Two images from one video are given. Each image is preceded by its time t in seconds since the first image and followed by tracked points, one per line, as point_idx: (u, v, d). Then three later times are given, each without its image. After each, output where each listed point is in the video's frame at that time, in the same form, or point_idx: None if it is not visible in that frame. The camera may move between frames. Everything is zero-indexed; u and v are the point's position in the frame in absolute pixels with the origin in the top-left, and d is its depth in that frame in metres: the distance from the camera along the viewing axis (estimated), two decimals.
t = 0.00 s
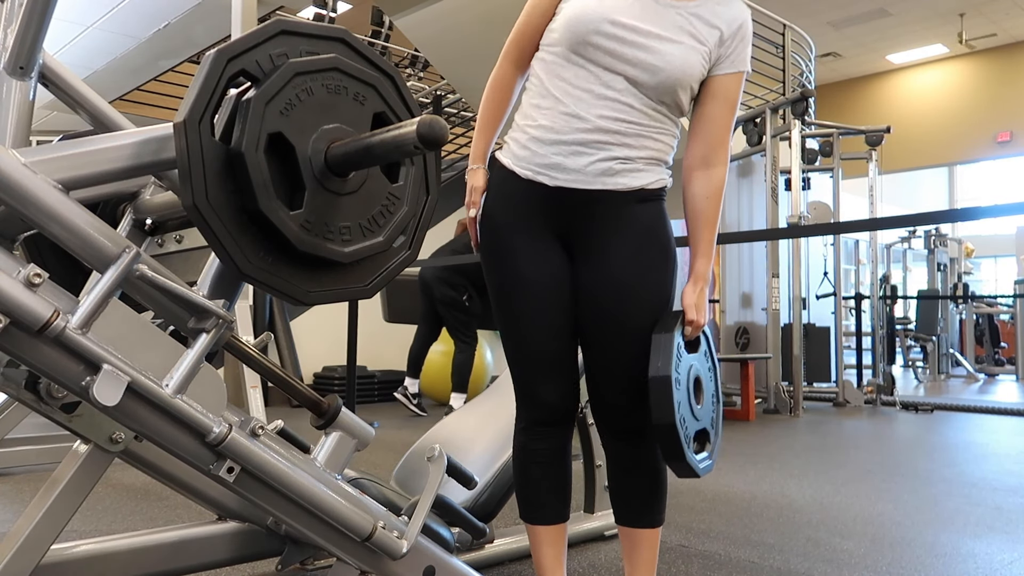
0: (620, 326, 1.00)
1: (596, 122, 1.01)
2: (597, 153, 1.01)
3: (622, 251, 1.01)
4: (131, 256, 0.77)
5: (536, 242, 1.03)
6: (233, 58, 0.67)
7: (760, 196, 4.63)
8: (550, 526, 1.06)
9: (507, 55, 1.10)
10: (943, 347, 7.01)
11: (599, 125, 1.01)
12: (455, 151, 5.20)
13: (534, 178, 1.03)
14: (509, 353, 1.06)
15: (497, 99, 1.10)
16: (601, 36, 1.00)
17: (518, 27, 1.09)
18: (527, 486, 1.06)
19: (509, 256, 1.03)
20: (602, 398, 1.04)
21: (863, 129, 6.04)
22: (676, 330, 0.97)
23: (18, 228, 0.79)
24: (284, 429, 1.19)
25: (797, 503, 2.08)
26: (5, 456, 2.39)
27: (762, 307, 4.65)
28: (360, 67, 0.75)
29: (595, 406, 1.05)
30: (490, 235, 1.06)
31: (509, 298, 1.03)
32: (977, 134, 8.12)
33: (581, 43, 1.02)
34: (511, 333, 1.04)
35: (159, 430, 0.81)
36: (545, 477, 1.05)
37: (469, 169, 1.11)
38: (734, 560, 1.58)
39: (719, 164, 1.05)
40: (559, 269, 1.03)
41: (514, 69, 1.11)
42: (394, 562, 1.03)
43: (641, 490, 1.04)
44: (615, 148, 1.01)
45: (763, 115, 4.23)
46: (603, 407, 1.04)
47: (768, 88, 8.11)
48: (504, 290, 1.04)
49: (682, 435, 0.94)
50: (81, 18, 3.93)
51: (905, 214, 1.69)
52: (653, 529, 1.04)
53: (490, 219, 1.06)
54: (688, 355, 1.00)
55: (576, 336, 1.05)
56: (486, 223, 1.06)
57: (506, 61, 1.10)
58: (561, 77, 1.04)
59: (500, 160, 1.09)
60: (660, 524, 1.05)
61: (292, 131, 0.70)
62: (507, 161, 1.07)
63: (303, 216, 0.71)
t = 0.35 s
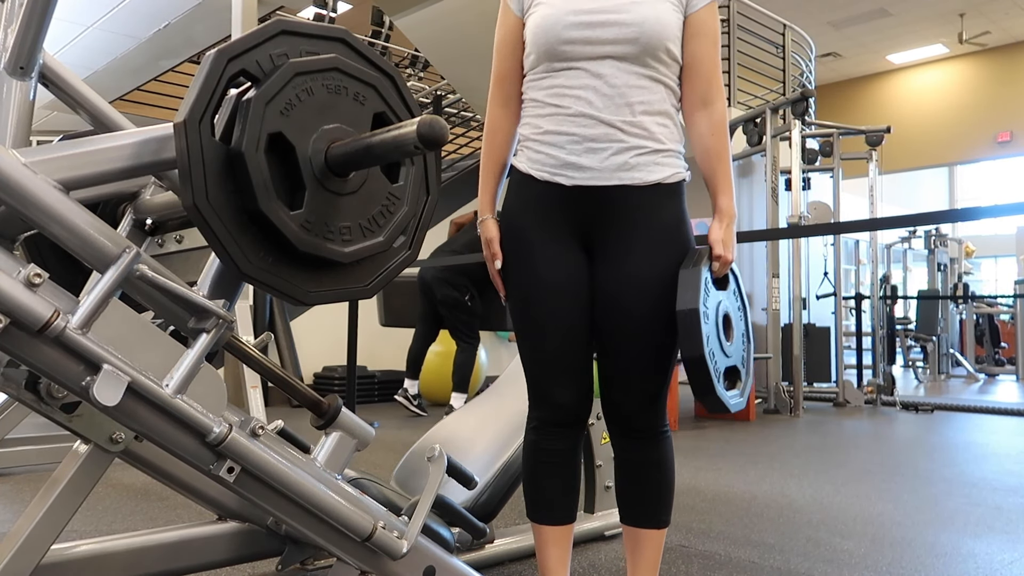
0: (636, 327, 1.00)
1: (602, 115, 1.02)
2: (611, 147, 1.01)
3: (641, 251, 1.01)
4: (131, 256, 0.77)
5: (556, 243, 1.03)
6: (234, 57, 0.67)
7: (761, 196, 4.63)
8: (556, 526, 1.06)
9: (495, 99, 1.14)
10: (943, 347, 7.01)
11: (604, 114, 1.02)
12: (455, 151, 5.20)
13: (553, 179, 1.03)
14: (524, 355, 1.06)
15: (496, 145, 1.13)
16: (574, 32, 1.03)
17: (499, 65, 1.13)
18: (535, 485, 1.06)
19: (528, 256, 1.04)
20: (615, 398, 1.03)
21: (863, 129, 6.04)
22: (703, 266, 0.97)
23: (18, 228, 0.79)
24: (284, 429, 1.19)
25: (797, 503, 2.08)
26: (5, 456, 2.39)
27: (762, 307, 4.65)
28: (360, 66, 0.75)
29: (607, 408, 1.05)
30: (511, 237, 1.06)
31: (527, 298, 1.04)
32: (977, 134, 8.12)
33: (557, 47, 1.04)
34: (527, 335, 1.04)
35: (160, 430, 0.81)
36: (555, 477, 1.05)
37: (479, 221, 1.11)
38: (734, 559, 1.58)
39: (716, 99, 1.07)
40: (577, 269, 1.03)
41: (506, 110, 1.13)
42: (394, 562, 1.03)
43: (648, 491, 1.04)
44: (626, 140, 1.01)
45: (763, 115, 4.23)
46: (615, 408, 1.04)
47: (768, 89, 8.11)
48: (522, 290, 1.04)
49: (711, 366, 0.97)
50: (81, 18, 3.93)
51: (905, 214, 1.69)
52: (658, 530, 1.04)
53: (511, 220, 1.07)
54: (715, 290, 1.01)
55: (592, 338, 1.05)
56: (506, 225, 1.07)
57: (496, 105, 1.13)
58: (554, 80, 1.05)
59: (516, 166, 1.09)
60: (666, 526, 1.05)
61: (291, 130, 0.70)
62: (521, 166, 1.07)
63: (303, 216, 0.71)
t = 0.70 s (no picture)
0: (649, 327, 1.00)
1: (608, 113, 1.02)
2: (621, 141, 1.01)
3: (654, 249, 1.00)
4: (131, 257, 0.77)
5: (570, 241, 1.03)
6: (234, 58, 0.67)
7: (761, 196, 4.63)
8: (559, 527, 1.06)
9: (490, 145, 1.14)
10: (944, 346, 7.00)
11: (605, 105, 1.02)
12: (455, 151, 5.20)
13: (566, 179, 1.03)
14: (537, 356, 1.06)
15: (499, 191, 1.14)
16: (551, 46, 1.03)
17: (488, 117, 1.14)
18: (541, 485, 1.06)
19: (542, 255, 1.04)
20: (625, 398, 1.03)
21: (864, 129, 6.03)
22: (716, 221, 0.98)
23: (18, 229, 0.79)
24: (285, 429, 1.19)
25: (798, 503, 2.08)
26: (5, 457, 2.39)
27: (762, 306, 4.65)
28: (361, 67, 0.75)
29: (617, 408, 1.05)
30: (525, 236, 1.07)
31: (540, 297, 1.04)
32: (977, 133, 8.12)
33: (540, 66, 1.04)
34: (541, 335, 1.05)
35: (159, 431, 0.81)
36: (563, 476, 1.05)
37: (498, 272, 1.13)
38: (735, 559, 1.58)
39: (697, 56, 1.05)
40: (591, 268, 1.03)
41: (501, 156, 1.14)
42: (394, 563, 1.03)
43: (653, 492, 1.03)
44: (635, 134, 1.01)
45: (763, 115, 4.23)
46: (625, 407, 1.04)
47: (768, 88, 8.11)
48: (536, 289, 1.05)
49: (729, 321, 0.96)
50: (81, 18, 3.93)
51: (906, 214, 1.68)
52: (663, 532, 1.04)
53: (526, 218, 1.07)
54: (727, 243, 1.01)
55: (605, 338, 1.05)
56: (520, 224, 1.08)
57: (493, 151, 1.14)
58: (551, 94, 1.06)
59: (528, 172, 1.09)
60: (671, 528, 1.05)
61: (291, 130, 0.70)
62: (533, 171, 1.08)
63: (303, 217, 0.71)
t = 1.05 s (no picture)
0: (650, 326, 1.00)
1: (606, 113, 1.02)
2: (621, 139, 1.01)
3: (656, 248, 1.00)
4: (131, 257, 0.77)
5: (571, 241, 1.03)
6: (233, 58, 0.67)
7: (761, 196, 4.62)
8: (559, 527, 1.06)
9: (483, 154, 1.14)
10: (944, 346, 7.00)
11: (601, 106, 1.02)
12: (455, 151, 5.19)
13: (567, 179, 1.03)
14: (537, 357, 1.06)
15: (494, 201, 1.14)
16: (542, 55, 1.03)
17: (480, 128, 1.14)
18: (541, 485, 1.06)
19: (543, 255, 1.04)
20: (626, 397, 1.03)
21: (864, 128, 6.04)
22: (715, 218, 0.98)
23: (18, 228, 0.79)
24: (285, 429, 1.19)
25: (798, 503, 2.08)
26: (6, 456, 2.39)
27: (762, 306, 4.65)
28: (360, 67, 0.75)
29: (617, 407, 1.05)
30: (526, 237, 1.07)
31: (541, 297, 1.04)
32: (977, 133, 8.12)
33: (533, 75, 1.04)
34: (541, 336, 1.04)
35: (159, 430, 0.81)
36: (564, 476, 1.05)
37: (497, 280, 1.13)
38: (735, 559, 1.58)
39: (688, 51, 1.05)
40: (592, 268, 1.03)
41: (496, 165, 1.14)
42: (394, 562, 1.03)
43: (655, 492, 1.04)
44: (634, 133, 1.01)
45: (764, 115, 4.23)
46: (625, 407, 1.04)
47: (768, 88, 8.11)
48: (537, 290, 1.04)
49: (733, 317, 0.96)
50: (81, 18, 3.93)
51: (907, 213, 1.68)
52: (662, 532, 1.04)
53: (527, 219, 1.07)
54: (728, 240, 1.01)
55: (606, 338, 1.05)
56: (521, 223, 1.08)
57: (488, 161, 1.14)
58: (548, 101, 1.06)
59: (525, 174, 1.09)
60: (671, 528, 1.05)
61: (291, 130, 0.70)
62: (531, 172, 1.08)
63: (303, 217, 0.71)
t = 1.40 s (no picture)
0: (631, 325, 1.00)
1: (594, 114, 1.02)
2: (605, 142, 1.02)
3: (634, 249, 1.00)
4: (131, 257, 0.77)
5: (549, 241, 1.03)
6: (233, 58, 0.67)
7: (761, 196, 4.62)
8: (554, 528, 1.06)
9: (479, 103, 1.14)
10: (944, 346, 6.99)
11: (593, 110, 1.02)
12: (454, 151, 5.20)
13: (544, 176, 1.03)
14: (520, 357, 1.06)
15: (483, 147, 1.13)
16: (559, 37, 1.03)
17: (485, 74, 1.14)
18: (533, 486, 1.06)
19: (522, 256, 1.04)
20: (611, 397, 1.03)
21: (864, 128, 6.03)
22: (697, 263, 0.97)
23: (18, 229, 0.79)
24: (285, 429, 1.19)
25: (798, 503, 2.08)
26: (6, 457, 2.39)
27: (762, 306, 4.65)
28: (361, 67, 0.75)
29: (604, 407, 1.05)
30: (504, 237, 1.06)
31: (521, 298, 1.04)
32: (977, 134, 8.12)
33: (543, 52, 1.04)
34: (523, 337, 1.04)
35: (159, 430, 0.81)
36: (553, 477, 1.05)
37: (471, 216, 1.12)
38: (735, 559, 1.58)
39: (702, 91, 1.05)
40: (571, 269, 1.03)
41: (490, 115, 1.14)
42: (395, 562, 1.03)
43: (645, 491, 1.03)
44: (619, 137, 1.01)
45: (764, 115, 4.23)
46: (612, 407, 1.04)
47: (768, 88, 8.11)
48: (516, 291, 1.04)
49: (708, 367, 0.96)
50: (81, 18, 3.93)
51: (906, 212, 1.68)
52: (658, 531, 1.04)
53: (504, 218, 1.06)
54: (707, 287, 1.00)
55: (587, 338, 1.05)
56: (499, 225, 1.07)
57: (480, 109, 1.14)
58: (546, 89, 1.05)
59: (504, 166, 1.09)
60: (666, 527, 1.04)
61: (291, 131, 0.70)
62: (509, 166, 1.08)
63: (303, 217, 0.71)
